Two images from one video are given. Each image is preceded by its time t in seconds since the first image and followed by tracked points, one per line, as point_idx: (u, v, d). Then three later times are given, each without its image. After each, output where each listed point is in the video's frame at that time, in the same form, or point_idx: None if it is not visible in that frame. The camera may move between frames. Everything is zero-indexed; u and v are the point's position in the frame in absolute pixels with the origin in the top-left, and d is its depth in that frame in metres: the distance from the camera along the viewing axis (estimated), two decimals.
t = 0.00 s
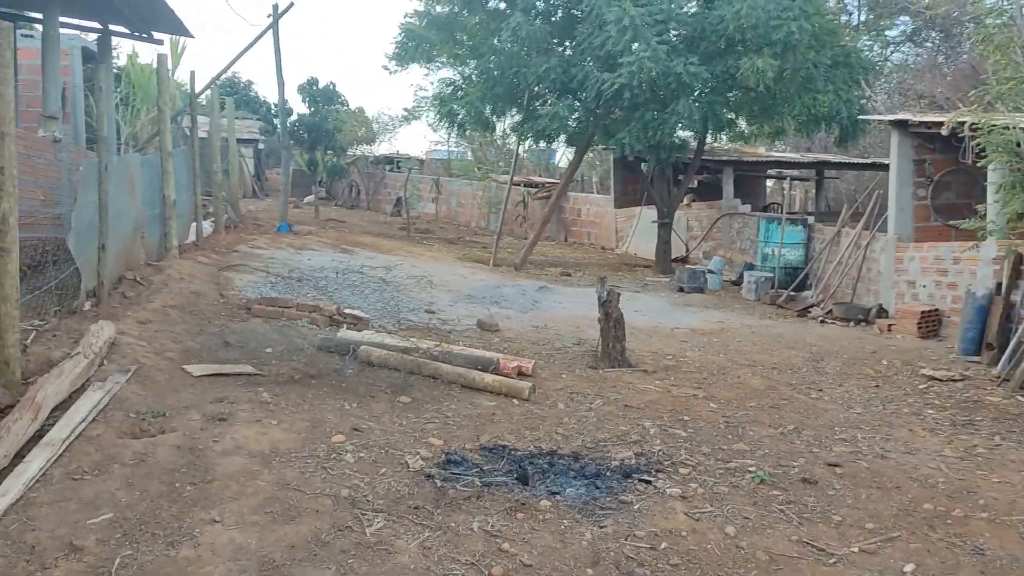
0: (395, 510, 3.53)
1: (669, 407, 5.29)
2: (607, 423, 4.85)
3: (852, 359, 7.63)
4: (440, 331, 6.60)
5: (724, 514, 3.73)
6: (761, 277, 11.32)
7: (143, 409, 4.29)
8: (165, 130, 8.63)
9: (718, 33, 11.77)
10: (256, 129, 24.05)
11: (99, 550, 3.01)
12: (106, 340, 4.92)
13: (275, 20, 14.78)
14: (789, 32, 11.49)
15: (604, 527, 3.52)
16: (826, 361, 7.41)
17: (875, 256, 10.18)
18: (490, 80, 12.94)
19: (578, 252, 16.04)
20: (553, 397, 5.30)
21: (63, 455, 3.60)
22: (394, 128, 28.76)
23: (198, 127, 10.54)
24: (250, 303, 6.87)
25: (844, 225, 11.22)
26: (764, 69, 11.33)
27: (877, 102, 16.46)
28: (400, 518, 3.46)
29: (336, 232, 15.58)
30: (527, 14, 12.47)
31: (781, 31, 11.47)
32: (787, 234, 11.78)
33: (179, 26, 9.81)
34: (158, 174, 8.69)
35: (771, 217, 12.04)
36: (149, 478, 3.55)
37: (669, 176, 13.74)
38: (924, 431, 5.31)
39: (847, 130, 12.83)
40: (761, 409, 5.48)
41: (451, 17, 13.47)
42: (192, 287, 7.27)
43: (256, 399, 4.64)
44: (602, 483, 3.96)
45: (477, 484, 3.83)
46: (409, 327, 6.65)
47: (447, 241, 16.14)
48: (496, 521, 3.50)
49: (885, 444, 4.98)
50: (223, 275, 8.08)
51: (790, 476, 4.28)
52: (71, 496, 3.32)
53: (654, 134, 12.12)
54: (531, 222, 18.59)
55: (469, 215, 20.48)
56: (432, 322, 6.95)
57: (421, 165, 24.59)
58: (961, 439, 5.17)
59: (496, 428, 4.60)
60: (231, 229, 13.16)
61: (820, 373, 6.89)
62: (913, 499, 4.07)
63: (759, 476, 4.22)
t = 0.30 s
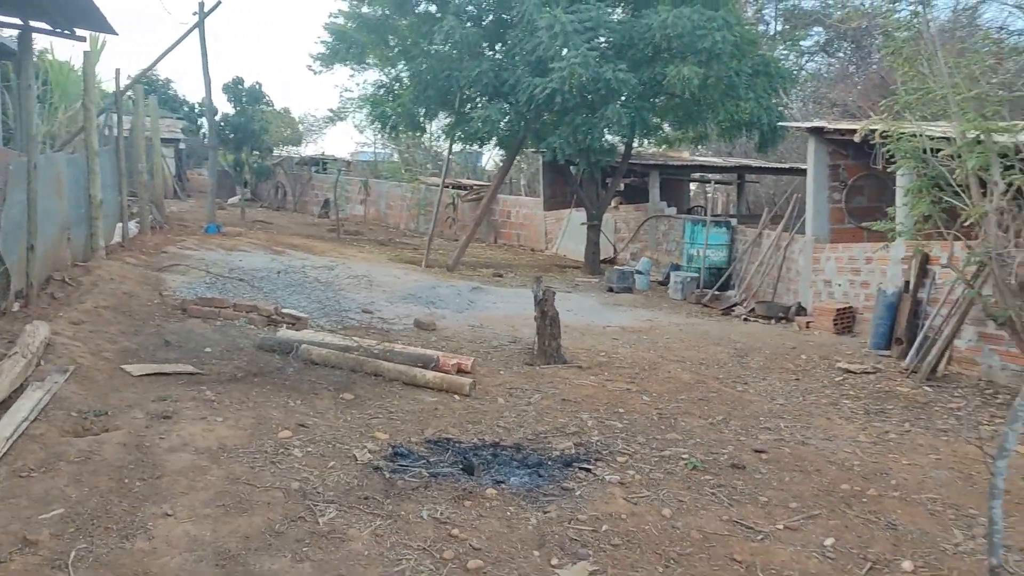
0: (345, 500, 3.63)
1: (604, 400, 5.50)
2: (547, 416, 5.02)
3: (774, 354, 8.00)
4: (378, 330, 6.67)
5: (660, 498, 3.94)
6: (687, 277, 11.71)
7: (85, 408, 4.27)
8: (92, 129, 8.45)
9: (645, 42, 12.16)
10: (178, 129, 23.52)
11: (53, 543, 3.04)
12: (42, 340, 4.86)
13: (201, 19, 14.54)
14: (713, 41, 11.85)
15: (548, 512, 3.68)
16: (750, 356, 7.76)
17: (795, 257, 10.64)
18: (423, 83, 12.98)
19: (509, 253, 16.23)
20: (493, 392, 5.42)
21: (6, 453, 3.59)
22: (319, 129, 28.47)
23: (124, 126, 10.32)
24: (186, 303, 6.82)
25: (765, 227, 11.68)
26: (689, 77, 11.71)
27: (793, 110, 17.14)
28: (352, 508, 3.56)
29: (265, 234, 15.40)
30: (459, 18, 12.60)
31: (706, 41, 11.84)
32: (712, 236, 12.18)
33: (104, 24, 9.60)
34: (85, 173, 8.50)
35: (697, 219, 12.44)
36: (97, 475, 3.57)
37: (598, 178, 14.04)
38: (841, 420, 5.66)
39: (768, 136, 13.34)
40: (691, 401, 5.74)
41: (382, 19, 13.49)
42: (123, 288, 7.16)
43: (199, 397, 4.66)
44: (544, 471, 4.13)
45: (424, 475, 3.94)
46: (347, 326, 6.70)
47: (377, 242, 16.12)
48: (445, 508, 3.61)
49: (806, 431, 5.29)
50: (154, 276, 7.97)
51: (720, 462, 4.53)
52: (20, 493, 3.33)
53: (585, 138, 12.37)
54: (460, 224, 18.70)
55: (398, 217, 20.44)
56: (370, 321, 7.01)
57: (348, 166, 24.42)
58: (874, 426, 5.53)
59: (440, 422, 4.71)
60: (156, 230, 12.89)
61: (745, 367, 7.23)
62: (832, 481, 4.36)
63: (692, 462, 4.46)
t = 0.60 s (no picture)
0: (275, 501, 3.65)
1: (531, 399, 5.63)
2: (475, 415, 5.12)
3: (694, 352, 8.28)
4: (305, 333, 6.66)
5: (585, 492, 4.09)
6: (612, 279, 11.96)
7: (4, 414, 4.19)
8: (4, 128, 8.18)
9: (570, 48, 12.35)
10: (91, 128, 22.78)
11: None
12: None
13: (116, 16, 14.16)
14: (636, 50, 12.20)
15: (477, 507, 3.78)
16: (671, 355, 8.01)
17: (714, 258, 11.00)
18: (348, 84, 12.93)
19: (436, 255, 16.27)
20: (422, 392, 5.49)
21: None
22: (239, 128, 27.94)
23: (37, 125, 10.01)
24: (105, 307, 6.68)
25: (686, 229, 12.02)
26: (613, 84, 12.00)
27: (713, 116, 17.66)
28: (282, 508, 3.59)
29: (186, 236, 15.06)
30: (386, 20, 12.60)
31: (629, 49, 12.16)
32: (635, 238, 12.46)
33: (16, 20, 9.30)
34: None
35: (620, 221, 12.71)
36: (19, 481, 3.52)
37: (524, 181, 14.20)
38: (756, 415, 5.93)
39: (688, 142, 13.75)
40: (615, 399, 5.92)
41: (306, 20, 13.39)
42: (38, 291, 6.97)
43: (123, 402, 4.61)
44: (473, 468, 4.23)
45: (354, 474, 3.99)
46: (273, 329, 6.66)
47: (302, 244, 15.95)
48: (376, 506, 3.67)
49: (723, 426, 5.53)
50: (71, 279, 7.76)
51: (642, 456, 4.71)
52: None
53: (511, 142, 12.52)
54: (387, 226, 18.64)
55: (322, 219, 20.23)
56: (296, 323, 6.99)
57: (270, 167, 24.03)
58: (787, 420, 5.81)
59: (369, 422, 4.77)
60: (70, 232, 12.49)
61: (666, 365, 7.47)
62: (747, 473, 4.59)
63: (616, 457, 4.62)
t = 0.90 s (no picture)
0: (194, 507, 3.62)
1: (457, 400, 5.67)
2: (400, 417, 5.15)
3: (619, 353, 8.44)
4: (227, 336, 6.57)
5: (508, 490, 4.16)
6: (540, 280, 12.08)
7: None
8: None
9: (498, 51, 12.44)
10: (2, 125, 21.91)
11: None
12: None
13: (29, 10, 13.70)
14: (563, 54, 12.37)
15: (400, 508, 3.81)
16: (596, 355, 8.15)
17: (640, 260, 11.22)
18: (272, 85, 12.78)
19: (364, 257, 16.16)
20: (347, 395, 5.48)
21: None
22: (160, 127, 27.24)
23: None
24: (16, 311, 6.48)
25: (613, 231, 12.22)
26: (541, 88, 12.17)
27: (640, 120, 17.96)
28: (200, 514, 3.56)
29: (104, 238, 14.64)
30: (311, 20, 12.49)
31: (557, 53, 12.32)
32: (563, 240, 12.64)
33: None
34: None
35: (549, 224, 12.88)
36: None
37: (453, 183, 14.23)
38: (676, 413, 6.09)
39: (615, 145, 14.00)
40: (540, 399, 6.01)
41: (229, 19, 13.18)
42: None
43: (35, 409, 4.50)
44: (396, 470, 4.26)
45: (275, 478, 3.97)
46: (193, 333, 6.55)
47: (226, 246, 15.65)
48: (297, 510, 3.67)
49: (645, 424, 5.67)
50: None
51: (564, 455, 4.80)
52: None
53: (439, 144, 12.55)
54: (314, 228, 18.42)
55: (248, 220, 19.87)
56: (217, 327, 6.88)
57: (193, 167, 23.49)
58: (706, 417, 6.00)
59: (293, 426, 4.75)
60: None
61: (591, 365, 7.60)
62: (665, 469, 4.73)
63: (539, 456, 4.71)
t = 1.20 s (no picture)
0: (115, 507, 3.57)
1: (389, 400, 5.69)
2: (330, 417, 5.14)
3: (553, 352, 8.54)
4: (153, 338, 6.45)
5: (436, 487, 4.20)
6: (476, 281, 12.13)
7: None
8: None
9: (433, 52, 12.46)
10: None
11: None
12: None
13: None
14: (498, 55, 12.45)
15: (327, 506, 3.82)
16: (530, 354, 8.24)
17: (575, 261, 11.36)
18: (203, 83, 12.60)
19: (300, 259, 15.99)
20: (276, 395, 5.44)
21: None
22: (87, 126, 26.51)
23: None
24: None
25: (549, 232, 12.34)
26: (475, 89, 12.23)
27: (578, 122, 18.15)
28: (121, 515, 3.52)
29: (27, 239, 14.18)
30: (243, 18, 12.32)
31: (491, 54, 12.40)
32: (500, 241, 12.73)
33: None
34: None
35: (486, 225, 12.94)
36: None
37: (390, 184, 14.19)
38: (606, 409, 6.21)
39: (552, 147, 14.13)
40: (472, 397, 6.06)
41: (157, 15, 12.90)
42: None
43: None
44: (324, 468, 4.26)
45: (200, 479, 3.94)
46: (118, 335, 6.42)
47: (156, 248, 15.30)
48: (222, 510, 3.65)
49: (574, 421, 5.76)
50: None
51: (493, 451, 4.86)
52: None
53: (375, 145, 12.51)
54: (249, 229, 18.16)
55: (179, 221, 19.46)
56: (143, 329, 6.74)
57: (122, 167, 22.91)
58: (635, 414, 6.13)
59: (219, 427, 4.70)
60: None
61: (525, 364, 7.68)
62: (592, 464, 4.82)
63: (468, 453, 4.76)
